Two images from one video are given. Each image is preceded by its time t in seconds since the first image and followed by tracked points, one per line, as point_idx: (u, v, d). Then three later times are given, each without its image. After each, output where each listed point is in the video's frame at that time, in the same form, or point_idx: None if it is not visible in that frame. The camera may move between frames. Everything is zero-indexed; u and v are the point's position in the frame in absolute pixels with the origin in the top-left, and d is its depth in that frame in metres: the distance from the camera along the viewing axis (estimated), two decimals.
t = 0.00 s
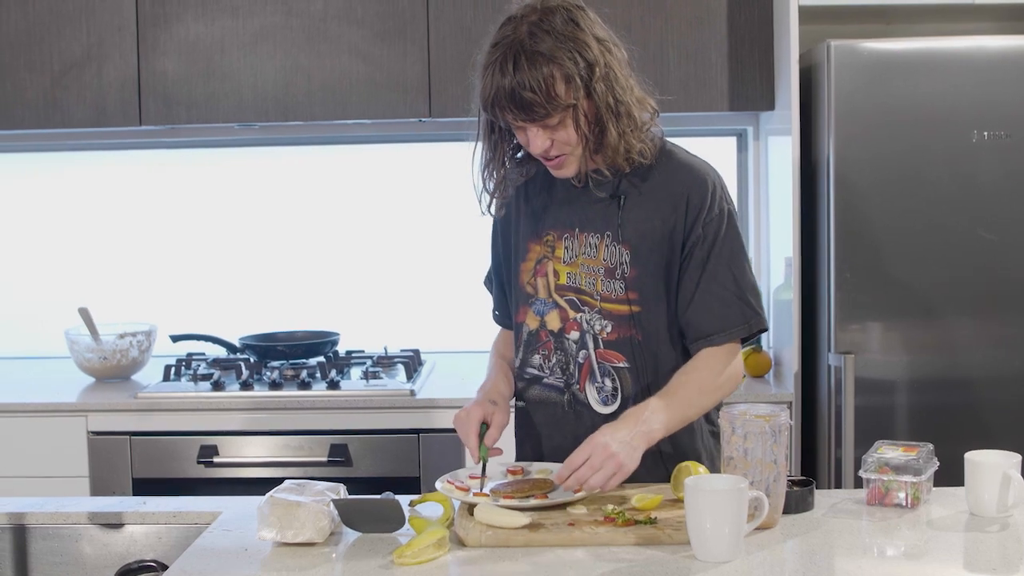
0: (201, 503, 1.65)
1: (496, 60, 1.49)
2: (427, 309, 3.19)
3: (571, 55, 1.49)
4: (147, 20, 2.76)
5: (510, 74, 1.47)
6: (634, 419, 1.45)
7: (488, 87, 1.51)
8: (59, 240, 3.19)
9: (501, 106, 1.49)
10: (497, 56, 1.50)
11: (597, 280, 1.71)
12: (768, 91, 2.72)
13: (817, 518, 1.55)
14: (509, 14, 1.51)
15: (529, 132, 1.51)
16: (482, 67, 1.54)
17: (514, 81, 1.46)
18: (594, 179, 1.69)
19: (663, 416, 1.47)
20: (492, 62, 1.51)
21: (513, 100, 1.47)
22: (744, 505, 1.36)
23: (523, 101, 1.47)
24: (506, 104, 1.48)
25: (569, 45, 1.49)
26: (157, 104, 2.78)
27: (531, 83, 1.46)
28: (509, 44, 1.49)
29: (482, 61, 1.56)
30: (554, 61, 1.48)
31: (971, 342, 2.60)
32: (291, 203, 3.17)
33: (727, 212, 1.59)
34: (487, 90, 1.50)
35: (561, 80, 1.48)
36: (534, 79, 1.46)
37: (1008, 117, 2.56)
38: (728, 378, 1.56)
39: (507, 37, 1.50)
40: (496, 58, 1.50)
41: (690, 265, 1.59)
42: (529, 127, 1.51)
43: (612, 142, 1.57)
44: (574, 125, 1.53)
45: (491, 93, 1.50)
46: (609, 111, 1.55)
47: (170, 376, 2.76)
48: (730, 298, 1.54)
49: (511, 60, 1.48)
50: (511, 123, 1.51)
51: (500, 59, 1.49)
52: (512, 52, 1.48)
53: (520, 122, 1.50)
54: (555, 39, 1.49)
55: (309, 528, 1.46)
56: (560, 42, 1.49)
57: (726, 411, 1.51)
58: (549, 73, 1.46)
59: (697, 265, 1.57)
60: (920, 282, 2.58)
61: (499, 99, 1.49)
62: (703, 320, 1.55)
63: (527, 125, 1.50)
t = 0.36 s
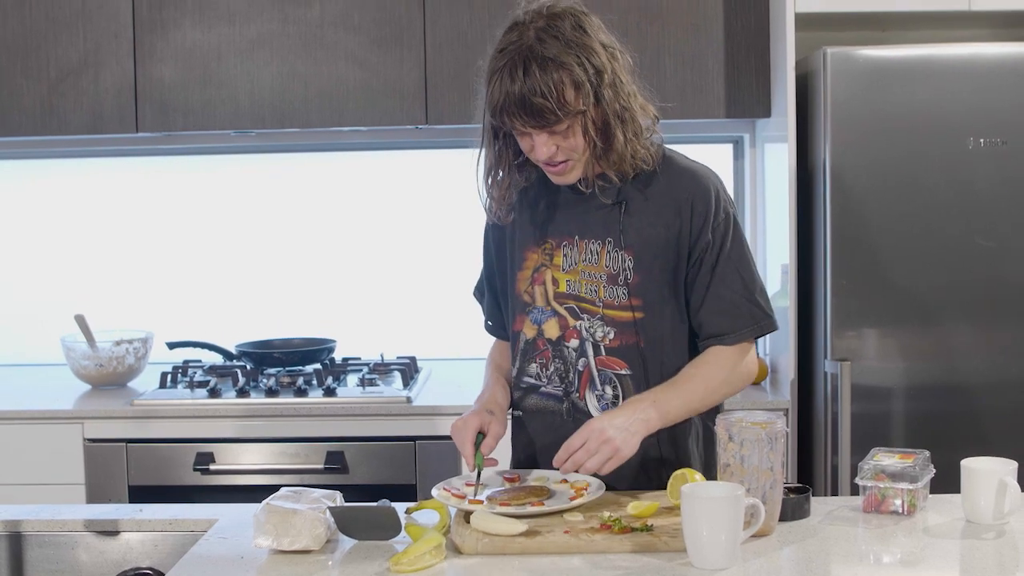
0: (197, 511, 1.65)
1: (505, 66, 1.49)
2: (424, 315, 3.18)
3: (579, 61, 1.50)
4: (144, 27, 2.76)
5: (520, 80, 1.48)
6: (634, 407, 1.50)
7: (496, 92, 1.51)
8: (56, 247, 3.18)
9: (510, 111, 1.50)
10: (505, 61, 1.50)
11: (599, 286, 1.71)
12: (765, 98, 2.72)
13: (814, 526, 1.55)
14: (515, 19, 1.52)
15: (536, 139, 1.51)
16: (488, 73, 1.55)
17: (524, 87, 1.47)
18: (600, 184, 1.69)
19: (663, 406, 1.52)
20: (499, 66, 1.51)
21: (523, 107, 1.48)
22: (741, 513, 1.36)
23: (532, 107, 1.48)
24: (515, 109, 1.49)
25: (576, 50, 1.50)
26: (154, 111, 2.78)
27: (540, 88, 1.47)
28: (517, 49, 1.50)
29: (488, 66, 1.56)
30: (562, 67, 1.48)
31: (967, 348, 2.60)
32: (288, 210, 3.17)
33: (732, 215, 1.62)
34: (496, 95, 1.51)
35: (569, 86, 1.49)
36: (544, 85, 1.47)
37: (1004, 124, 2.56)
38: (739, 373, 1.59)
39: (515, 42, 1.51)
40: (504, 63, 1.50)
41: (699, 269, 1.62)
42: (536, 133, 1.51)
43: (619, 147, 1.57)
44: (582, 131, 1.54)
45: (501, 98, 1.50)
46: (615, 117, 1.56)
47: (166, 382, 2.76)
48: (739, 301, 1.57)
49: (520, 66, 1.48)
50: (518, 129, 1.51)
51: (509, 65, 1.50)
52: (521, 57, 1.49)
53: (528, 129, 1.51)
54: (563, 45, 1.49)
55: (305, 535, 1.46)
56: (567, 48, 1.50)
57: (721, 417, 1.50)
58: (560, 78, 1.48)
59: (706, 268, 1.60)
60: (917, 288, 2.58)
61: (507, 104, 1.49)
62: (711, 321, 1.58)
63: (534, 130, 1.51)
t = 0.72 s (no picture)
0: (190, 511, 1.65)
1: (494, 81, 1.49)
2: (418, 316, 3.18)
3: (567, 70, 1.51)
4: (137, 26, 2.76)
5: (512, 93, 1.47)
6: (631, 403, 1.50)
7: (487, 105, 1.50)
8: (44, 246, 3.18)
9: (503, 125, 1.49)
10: (494, 73, 1.50)
11: (590, 280, 1.71)
12: (758, 98, 2.72)
13: (807, 526, 1.55)
14: (501, 32, 1.51)
15: (528, 150, 1.51)
16: (476, 86, 1.54)
17: (517, 100, 1.46)
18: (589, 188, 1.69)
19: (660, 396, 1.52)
20: (488, 79, 1.51)
21: (517, 120, 1.47)
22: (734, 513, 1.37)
23: (526, 119, 1.47)
24: (508, 123, 1.48)
25: (564, 60, 1.51)
26: (147, 112, 2.78)
27: (533, 100, 1.46)
28: (506, 61, 1.49)
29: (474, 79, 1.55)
30: (552, 77, 1.49)
31: (961, 348, 2.60)
32: (281, 210, 3.16)
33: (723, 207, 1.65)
34: (487, 108, 1.50)
35: (560, 96, 1.49)
36: (536, 96, 1.47)
37: (997, 124, 2.57)
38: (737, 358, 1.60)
39: (503, 55, 1.50)
40: (494, 76, 1.50)
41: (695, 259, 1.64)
42: (528, 144, 1.51)
43: (608, 151, 1.59)
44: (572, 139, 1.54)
45: (493, 110, 1.49)
46: (604, 122, 1.58)
47: (159, 382, 2.75)
48: (735, 287, 1.59)
49: (510, 78, 1.48)
50: (510, 141, 1.51)
51: (498, 79, 1.49)
52: (510, 70, 1.48)
53: (522, 141, 1.50)
54: (550, 56, 1.50)
55: (298, 535, 1.46)
56: (555, 58, 1.50)
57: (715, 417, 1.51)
58: (550, 88, 1.48)
59: (703, 259, 1.62)
60: (911, 287, 2.59)
61: (500, 117, 1.49)
62: (708, 307, 1.61)
63: (529, 143, 1.50)
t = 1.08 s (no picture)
0: (175, 511, 1.65)
1: (454, 91, 1.52)
2: (404, 316, 3.18)
3: (525, 76, 1.52)
4: (123, 26, 2.75)
5: (469, 102, 1.50)
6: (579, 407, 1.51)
7: (449, 115, 1.53)
8: (29, 246, 3.18)
9: (463, 133, 1.52)
10: (454, 84, 1.52)
11: (560, 278, 1.71)
12: (744, 98, 2.73)
13: (792, 526, 1.55)
14: (460, 43, 1.54)
15: (491, 156, 1.54)
16: (440, 97, 1.57)
17: (474, 109, 1.49)
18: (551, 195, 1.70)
19: (611, 399, 1.51)
20: (449, 89, 1.53)
21: (476, 128, 1.50)
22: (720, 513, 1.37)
23: (484, 127, 1.50)
24: (468, 131, 1.51)
25: (521, 67, 1.52)
26: (133, 112, 2.77)
27: (490, 108, 1.49)
28: (465, 71, 1.52)
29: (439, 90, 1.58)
30: (509, 85, 1.51)
31: (947, 348, 2.61)
32: (268, 210, 3.16)
33: (686, 198, 1.64)
34: (449, 118, 1.53)
35: (518, 102, 1.51)
36: (493, 104, 1.49)
37: (983, 124, 2.57)
38: (702, 356, 1.56)
39: (462, 65, 1.53)
40: (454, 86, 1.53)
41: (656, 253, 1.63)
42: (490, 150, 1.53)
43: (572, 154, 1.60)
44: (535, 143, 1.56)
45: (454, 119, 1.52)
46: (565, 125, 1.58)
47: (145, 382, 2.75)
48: (694, 281, 1.59)
49: (468, 88, 1.50)
50: (472, 148, 1.54)
51: (457, 88, 1.52)
52: (469, 79, 1.51)
53: (484, 148, 1.53)
54: (507, 63, 1.51)
55: (283, 536, 1.46)
56: (513, 66, 1.52)
57: (701, 418, 1.52)
58: (508, 95, 1.50)
59: (663, 251, 1.62)
60: (897, 287, 2.59)
61: (460, 126, 1.52)
62: (668, 301, 1.60)
63: (492, 149, 1.53)
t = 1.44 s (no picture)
0: (134, 508, 1.64)
1: (404, 95, 1.51)
2: (367, 311, 3.18)
3: (476, 81, 1.51)
4: (81, 21, 2.74)
5: (419, 107, 1.50)
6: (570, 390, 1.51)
7: (400, 119, 1.53)
8: None
9: (415, 138, 1.52)
10: (405, 88, 1.52)
11: (517, 273, 1.72)
12: (703, 94, 2.73)
13: (753, 519, 1.54)
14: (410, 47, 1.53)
15: (443, 158, 1.55)
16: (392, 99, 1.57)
17: (423, 114, 1.49)
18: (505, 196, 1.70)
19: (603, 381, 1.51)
20: (399, 93, 1.53)
21: (426, 134, 1.50)
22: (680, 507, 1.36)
23: (434, 133, 1.50)
24: (418, 136, 1.51)
25: (472, 72, 1.51)
26: (91, 108, 2.76)
27: (439, 114, 1.49)
28: (415, 76, 1.51)
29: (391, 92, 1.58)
30: (459, 90, 1.50)
31: (908, 342, 2.62)
32: (230, 206, 3.16)
33: (644, 194, 1.62)
34: (399, 122, 1.53)
35: (468, 107, 1.51)
36: (443, 110, 1.49)
37: (943, 119, 2.58)
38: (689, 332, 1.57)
39: (413, 69, 1.52)
40: (404, 90, 1.52)
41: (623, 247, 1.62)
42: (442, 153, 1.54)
43: (525, 156, 1.60)
44: (487, 147, 1.56)
45: (404, 124, 1.52)
46: (517, 127, 1.57)
47: (105, 379, 2.74)
48: (666, 275, 1.57)
49: (418, 93, 1.50)
50: (424, 151, 1.54)
51: (407, 93, 1.51)
52: (418, 84, 1.51)
53: (435, 151, 1.53)
54: (457, 68, 1.51)
55: (244, 532, 1.44)
56: (463, 70, 1.51)
57: (660, 414, 1.50)
58: (457, 101, 1.49)
59: (632, 246, 1.60)
60: (857, 282, 2.61)
61: (411, 131, 1.52)
62: (641, 295, 1.58)
63: (445, 152, 1.54)
